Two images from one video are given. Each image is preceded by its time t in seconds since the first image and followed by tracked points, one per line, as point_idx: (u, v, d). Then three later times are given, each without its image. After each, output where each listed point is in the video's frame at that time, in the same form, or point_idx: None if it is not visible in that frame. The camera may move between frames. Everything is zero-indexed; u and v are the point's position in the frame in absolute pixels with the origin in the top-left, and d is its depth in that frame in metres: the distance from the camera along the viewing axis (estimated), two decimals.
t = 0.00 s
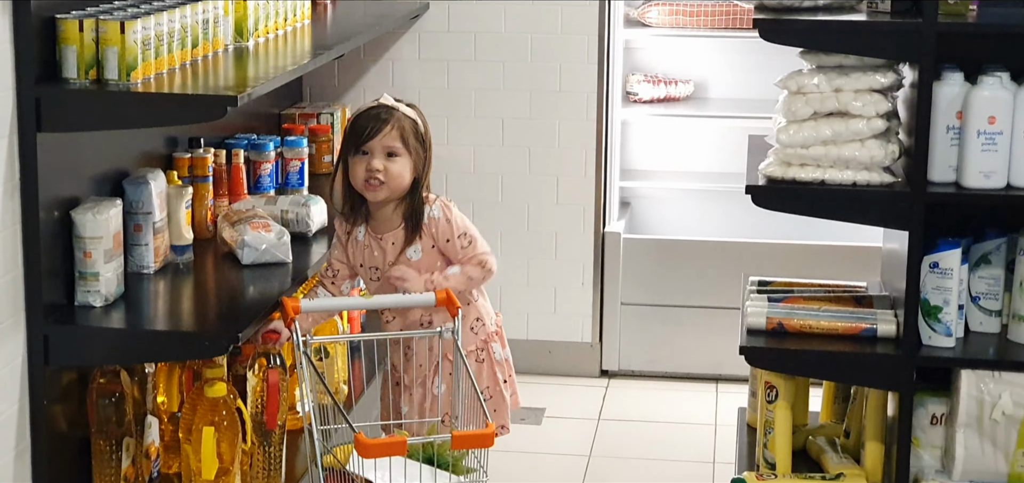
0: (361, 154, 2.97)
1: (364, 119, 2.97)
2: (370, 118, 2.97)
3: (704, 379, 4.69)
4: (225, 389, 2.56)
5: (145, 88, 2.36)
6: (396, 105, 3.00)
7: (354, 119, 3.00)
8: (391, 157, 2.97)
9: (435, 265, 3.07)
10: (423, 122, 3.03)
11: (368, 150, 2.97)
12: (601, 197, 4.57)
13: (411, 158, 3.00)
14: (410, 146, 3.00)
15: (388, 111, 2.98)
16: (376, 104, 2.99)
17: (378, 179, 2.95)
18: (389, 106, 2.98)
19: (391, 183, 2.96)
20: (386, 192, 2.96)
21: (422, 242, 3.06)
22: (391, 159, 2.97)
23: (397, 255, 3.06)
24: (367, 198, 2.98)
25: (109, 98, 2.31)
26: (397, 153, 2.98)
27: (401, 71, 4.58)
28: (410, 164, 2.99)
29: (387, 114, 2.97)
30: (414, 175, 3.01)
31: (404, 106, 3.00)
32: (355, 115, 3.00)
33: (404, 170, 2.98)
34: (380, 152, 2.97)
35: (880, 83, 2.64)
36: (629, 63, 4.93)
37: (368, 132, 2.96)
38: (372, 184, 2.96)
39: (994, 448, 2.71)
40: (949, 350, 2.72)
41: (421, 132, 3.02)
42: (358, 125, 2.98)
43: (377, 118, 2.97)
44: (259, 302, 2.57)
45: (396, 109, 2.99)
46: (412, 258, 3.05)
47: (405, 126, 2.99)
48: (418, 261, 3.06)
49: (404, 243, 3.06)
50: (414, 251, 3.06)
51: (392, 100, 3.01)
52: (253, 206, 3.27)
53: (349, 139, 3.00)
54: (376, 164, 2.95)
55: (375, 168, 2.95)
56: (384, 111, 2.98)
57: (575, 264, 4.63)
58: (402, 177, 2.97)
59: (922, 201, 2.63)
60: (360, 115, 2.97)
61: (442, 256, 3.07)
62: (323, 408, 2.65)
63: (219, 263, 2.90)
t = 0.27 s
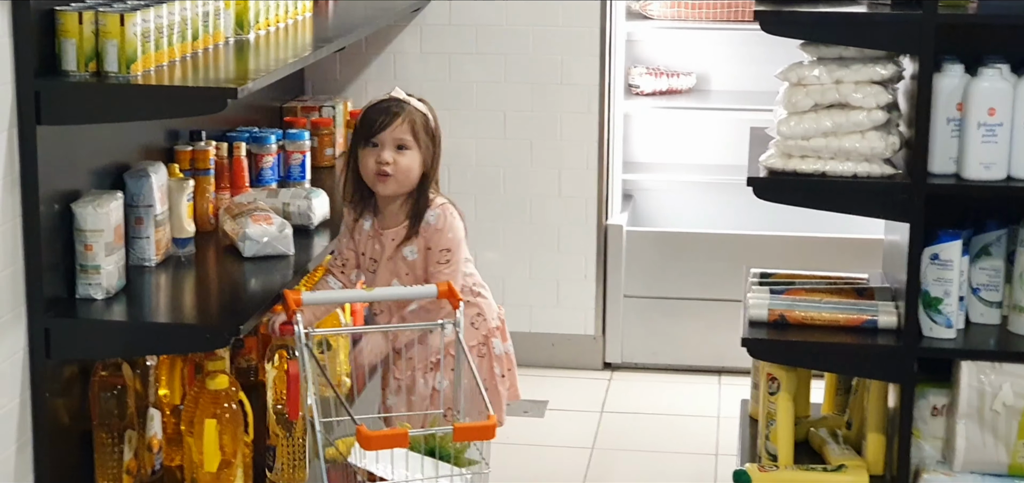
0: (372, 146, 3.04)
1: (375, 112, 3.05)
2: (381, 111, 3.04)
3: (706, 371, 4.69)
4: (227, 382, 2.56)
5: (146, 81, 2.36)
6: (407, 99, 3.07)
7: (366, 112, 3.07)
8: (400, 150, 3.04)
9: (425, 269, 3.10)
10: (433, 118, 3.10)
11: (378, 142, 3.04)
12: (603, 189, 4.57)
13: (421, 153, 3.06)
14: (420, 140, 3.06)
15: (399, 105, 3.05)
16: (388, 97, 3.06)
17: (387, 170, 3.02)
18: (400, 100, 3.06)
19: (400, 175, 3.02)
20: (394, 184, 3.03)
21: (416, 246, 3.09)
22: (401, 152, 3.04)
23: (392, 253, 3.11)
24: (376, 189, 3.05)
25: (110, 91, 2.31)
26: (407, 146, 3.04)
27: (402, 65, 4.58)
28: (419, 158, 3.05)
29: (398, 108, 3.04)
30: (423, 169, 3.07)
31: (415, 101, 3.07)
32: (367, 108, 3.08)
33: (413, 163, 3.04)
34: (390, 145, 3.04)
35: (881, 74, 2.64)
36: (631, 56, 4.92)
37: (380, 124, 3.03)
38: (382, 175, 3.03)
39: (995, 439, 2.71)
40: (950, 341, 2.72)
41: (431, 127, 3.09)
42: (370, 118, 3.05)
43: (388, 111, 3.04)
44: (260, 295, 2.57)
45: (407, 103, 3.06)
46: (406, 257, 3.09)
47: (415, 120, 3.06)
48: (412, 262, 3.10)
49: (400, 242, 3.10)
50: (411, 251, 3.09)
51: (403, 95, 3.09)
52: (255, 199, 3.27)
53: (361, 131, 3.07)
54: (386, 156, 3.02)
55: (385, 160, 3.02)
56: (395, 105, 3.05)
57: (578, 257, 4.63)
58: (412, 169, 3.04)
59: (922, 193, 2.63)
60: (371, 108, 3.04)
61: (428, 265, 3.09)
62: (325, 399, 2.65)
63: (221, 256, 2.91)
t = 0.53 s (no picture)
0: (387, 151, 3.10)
1: (397, 117, 3.11)
2: (403, 117, 3.11)
3: (709, 366, 4.70)
4: (229, 379, 2.57)
5: (147, 77, 2.36)
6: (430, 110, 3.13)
7: (390, 116, 3.14)
8: (414, 159, 3.09)
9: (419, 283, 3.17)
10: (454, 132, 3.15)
11: (394, 148, 3.10)
12: (605, 185, 4.58)
13: (434, 165, 3.11)
14: (436, 151, 3.11)
15: (421, 114, 3.11)
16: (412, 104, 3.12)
17: (398, 177, 3.08)
18: (423, 109, 3.12)
19: (410, 183, 3.08)
20: (404, 191, 3.08)
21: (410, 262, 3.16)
22: (414, 159, 3.10)
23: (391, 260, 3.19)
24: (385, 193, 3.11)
25: (111, 88, 2.32)
26: (422, 155, 3.10)
27: (404, 61, 4.59)
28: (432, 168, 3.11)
29: (419, 116, 3.10)
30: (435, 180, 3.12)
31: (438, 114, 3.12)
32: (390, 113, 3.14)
33: (425, 172, 3.09)
34: (404, 152, 3.10)
35: (882, 69, 2.64)
36: (632, 51, 4.93)
37: (398, 130, 3.10)
38: (392, 181, 3.09)
39: (996, 433, 2.71)
40: (951, 335, 2.72)
41: (450, 140, 3.14)
42: (391, 123, 3.11)
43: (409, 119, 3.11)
44: (262, 291, 2.58)
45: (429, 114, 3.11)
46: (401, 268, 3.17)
47: (434, 131, 3.11)
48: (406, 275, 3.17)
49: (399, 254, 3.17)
50: (405, 265, 3.17)
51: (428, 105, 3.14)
52: (257, 195, 3.27)
53: (381, 133, 3.14)
54: (398, 163, 3.07)
55: (396, 167, 3.08)
56: (416, 113, 3.11)
57: (580, 252, 4.64)
58: (423, 179, 3.09)
59: (923, 187, 2.63)
60: (394, 113, 3.11)
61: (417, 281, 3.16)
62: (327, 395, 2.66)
63: (223, 252, 2.92)
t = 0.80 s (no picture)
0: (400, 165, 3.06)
1: (416, 134, 3.05)
2: (422, 135, 3.05)
3: (708, 360, 4.70)
4: (228, 373, 2.57)
5: (145, 72, 2.36)
6: (451, 131, 3.06)
7: (411, 127, 3.07)
8: (424, 179, 3.06)
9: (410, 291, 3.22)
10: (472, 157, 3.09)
11: (406, 165, 3.06)
12: (605, 178, 4.58)
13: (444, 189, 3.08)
14: (448, 174, 3.07)
15: (440, 136, 3.05)
16: (435, 123, 3.05)
17: (403, 195, 3.05)
18: (444, 131, 3.05)
19: (415, 203, 3.06)
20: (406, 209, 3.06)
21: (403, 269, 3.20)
22: (423, 180, 3.06)
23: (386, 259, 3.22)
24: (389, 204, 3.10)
25: (109, 83, 2.32)
26: (432, 178, 3.06)
27: (403, 55, 4.58)
28: (441, 191, 3.07)
29: (437, 138, 3.04)
30: (443, 201, 3.09)
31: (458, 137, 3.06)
32: (413, 124, 3.08)
33: (432, 194, 3.06)
34: (416, 171, 3.05)
35: (880, 62, 2.64)
36: (632, 44, 4.92)
37: (414, 148, 3.05)
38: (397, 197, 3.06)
39: (994, 426, 2.71)
40: (950, 328, 2.72)
41: (466, 164, 3.09)
42: (409, 137, 3.05)
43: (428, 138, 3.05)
44: (261, 285, 2.58)
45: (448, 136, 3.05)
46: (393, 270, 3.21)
47: (450, 155, 3.06)
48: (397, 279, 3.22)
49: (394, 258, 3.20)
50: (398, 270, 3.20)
51: (450, 124, 3.07)
52: (256, 189, 3.27)
53: (399, 142, 3.09)
54: (406, 182, 3.04)
55: (403, 185, 3.05)
56: (435, 133, 3.05)
57: (579, 246, 4.64)
58: (429, 201, 3.06)
59: (921, 180, 2.63)
60: (415, 128, 3.04)
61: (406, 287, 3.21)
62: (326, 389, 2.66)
63: (222, 247, 2.92)
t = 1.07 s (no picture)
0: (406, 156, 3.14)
1: (422, 125, 3.13)
2: (428, 127, 3.12)
3: (706, 358, 4.70)
4: (225, 373, 2.57)
5: (142, 72, 2.35)
6: (457, 124, 3.13)
7: (419, 119, 3.15)
8: (429, 171, 3.13)
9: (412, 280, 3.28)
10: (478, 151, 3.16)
11: (412, 155, 3.13)
12: (602, 177, 4.58)
13: (448, 180, 3.14)
14: (453, 166, 3.14)
15: (446, 128, 3.12)
16: (442, 114, 3.13)
17: (408, 184, 3.13)
18: (451, 123, 3.13)
19: (419, 193, 3.13)
20: (411, 198, 3.14)
21: (404, 258, 3.26)
22: (428, 171, 3.13)
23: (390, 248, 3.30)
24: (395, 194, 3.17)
25: (106, 82, 2.32)
26: (437, 169, 3.13)
27: (400, 53, 4.59)
28: (445, 183, 3.14)
29: (443, 129, 3.12)
30: (447, 193, 3.16)
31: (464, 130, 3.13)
32: (421, 115, 3.15)
33: (436, 185, 3.13)
34: (421, 162, 3.13)
35: (877, 60, 2.64)
36: (629, 43, 4.92)
37: (420, 138, 3.12)
38: (402, 186, 3.14)
39: (991, 423, 2.72)
40: (947, 325, 2.72)
41: (471, 157, 3.15)
42: (416, 128, 3.13)
43: (434, 129, 3.12)
44: (258, 284, 2.58)
45: (454, 129, 3.13)
46: (396, 259, 3.28)
47: (456, 147, 3.13)
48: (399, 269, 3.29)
49: (397, 247, 3.27)
50: (400, 259, 3.27)
51: (457, 117, 3.14)
52: (253, 188, 3.27)
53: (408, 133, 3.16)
54: (410, 173, 3.12)
55: (408, 175, 3.12)
56: (441, 125, 3.12)
57: (576, 244, 4.64)
58: (434, 192, 3.13)
59: (918, 177, 2.63)
60: (422, 120, 3.12)
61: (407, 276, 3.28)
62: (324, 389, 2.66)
63: (219, 246, 2.91)
